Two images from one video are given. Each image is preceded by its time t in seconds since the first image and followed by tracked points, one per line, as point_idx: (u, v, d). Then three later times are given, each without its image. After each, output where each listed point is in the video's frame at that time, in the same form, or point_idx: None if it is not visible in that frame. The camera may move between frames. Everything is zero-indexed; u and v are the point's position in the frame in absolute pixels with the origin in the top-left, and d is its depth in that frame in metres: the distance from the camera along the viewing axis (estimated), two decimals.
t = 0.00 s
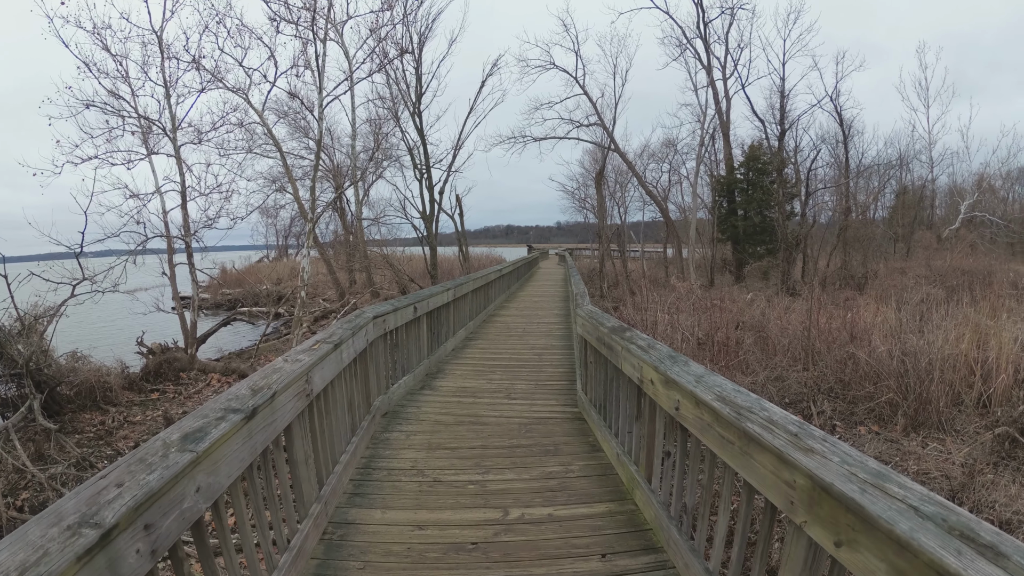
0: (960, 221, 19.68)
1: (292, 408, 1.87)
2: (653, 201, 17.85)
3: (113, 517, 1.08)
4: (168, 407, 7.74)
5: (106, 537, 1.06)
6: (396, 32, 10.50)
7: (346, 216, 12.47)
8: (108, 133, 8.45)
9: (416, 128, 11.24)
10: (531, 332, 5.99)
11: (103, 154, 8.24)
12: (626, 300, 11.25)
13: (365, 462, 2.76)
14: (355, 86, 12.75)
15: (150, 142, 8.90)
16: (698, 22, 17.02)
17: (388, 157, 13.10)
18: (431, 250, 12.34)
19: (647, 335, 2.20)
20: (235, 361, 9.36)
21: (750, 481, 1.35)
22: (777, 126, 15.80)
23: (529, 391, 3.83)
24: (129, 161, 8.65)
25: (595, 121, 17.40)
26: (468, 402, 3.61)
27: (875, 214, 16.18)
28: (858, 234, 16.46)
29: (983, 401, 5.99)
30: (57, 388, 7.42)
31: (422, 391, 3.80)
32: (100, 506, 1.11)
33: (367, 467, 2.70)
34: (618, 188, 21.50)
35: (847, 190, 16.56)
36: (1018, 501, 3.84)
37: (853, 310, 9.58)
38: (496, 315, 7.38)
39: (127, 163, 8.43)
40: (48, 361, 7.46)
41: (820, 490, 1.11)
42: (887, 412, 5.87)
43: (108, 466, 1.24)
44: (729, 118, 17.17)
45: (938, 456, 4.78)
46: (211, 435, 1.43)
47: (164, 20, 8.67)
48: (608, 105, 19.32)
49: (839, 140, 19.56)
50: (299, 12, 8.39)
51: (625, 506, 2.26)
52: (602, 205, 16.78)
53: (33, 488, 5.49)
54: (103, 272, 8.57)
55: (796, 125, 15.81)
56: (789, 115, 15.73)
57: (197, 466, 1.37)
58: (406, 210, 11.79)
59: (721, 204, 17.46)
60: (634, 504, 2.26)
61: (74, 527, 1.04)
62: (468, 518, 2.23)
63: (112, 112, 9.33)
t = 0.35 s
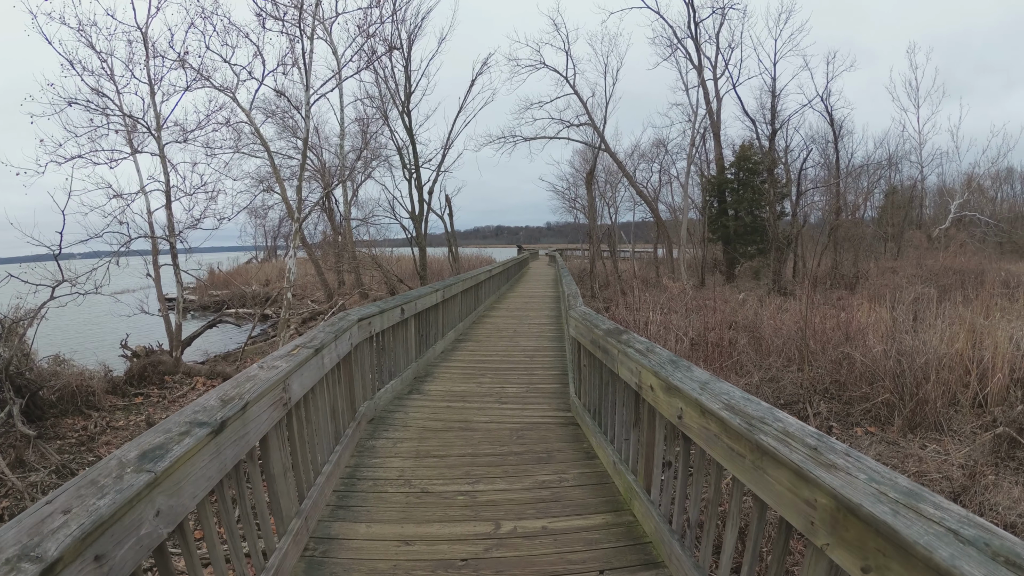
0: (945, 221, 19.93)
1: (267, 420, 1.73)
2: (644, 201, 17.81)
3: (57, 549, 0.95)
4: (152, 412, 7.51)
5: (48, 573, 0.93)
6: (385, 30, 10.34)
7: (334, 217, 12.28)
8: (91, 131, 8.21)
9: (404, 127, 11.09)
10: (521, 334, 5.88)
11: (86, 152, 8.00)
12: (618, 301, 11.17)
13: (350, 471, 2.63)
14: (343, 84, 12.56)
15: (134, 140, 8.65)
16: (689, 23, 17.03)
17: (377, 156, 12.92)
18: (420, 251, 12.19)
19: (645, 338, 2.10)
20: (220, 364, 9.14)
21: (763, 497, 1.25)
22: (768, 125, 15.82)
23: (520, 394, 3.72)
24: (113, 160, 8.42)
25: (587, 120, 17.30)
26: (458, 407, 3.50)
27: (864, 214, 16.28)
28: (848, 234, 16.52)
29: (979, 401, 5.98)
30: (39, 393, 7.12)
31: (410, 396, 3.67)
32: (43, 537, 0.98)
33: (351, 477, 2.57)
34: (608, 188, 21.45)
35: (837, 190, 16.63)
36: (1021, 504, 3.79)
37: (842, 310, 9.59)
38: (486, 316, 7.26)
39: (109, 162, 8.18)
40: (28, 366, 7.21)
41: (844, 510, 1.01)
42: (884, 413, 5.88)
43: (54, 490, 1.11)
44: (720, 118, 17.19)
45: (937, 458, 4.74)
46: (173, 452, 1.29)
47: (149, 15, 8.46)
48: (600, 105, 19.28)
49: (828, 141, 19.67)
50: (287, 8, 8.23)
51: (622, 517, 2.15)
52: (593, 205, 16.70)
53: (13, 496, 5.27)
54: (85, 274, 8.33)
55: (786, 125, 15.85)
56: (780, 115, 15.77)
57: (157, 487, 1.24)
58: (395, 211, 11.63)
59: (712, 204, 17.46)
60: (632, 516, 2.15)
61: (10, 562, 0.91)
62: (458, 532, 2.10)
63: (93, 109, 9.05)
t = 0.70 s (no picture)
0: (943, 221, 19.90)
1: (238, 437, 1.58)
2: (642, 200, 17.68)
3: None
4: (142, 416, 7.33)
5: None
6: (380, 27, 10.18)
7: (329, 216, 12.10)
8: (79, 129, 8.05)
9: (399, 126, 10.94)
10: (518, 336, 5.73)
11: (74, 151, 7.84)
12: (616, 301, 11.04)
13: (335, 485, 2.48)
14: (337, 82, 12.38)
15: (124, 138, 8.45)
16: (687, 21, 16.93)
17: (373, 155, 12.77)
18: (416, 250, 12.05)
19: (651, 345, 1.95)
20: (212, 366, 8.97)
21: (790, 532, 1.13)
22: (767, 124, 15.71)
23: (517, 400, 3.57)
24: (102, 158, 8.24)
25: (585, 119, 17.15)
26: (452, 414, 3.34)
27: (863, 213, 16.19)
28: (847, 234, 16.43)
29: (984, 404, 5.90)
30: (26, 396, 6.91)
31: (401, 402, 3.52)
32: None
33: (337, 491, 2.42)
34: (606, 188, 21.32)
35: (836, 189, 16.54)
36: None
37: (842, 310, 9.47)
38: (481, 317, 7.11)
39: (99, 160, 7.98)
40: (14, 368, 7.02)
41: (888, 555, 0.88)
42: (890, 416, 5.80)
43: None
44: (718, 117, 17.09)
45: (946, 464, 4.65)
46: (122, 481, 1.14)
47: (139, 11, 8.28)
48: (597, 104, 19.18)
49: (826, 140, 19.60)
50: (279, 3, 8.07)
51: (626, 537, 2.00)
52: (591, 204, 16.55)
53: None
54: (74, 275, 8.14)
55: (785, 124, 15.75)
56: (779, 114, 15.67)
57: (103, 523, 1.08)
58: (390, 210, 11.48)
59: (710, 203, 17.34)
60: (636, 535, 2.01)
61: None
62: (448, 555, 1.95)
63: (82, 106, 8.84)
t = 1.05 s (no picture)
0: (944, 224, 19.85)
1: (216, 464, 1.46)
2: (643, 202, 17.57)
3: None
4: (134, 422, 7.19)
5: None
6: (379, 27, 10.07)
7: (327, 218, 11.98)
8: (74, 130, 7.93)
9: (398, 127, 10.85)
10: (518, 341, 5.60)
11: (68, 152, 7.71)
12: (617, 304, 10.92)
13: (326, 505, 2.34)
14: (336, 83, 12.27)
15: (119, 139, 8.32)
16: (689, 21, 16.82)
17: (371, 157, 12.65)
18: (415, 253, 11.92)
19: (660, 361, 1.84)
20: (207, 371, 8.84)
21: None
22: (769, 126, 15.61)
23: (517, 411, 3.44)
24: (96, 160, 8.12)
25: (585, 120, 17.04)
26: (449, 425, 3.22)
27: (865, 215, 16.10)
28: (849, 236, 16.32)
29: (993, 411, 5.80)
30: (17, 402, 6.77)
31: (397, 413, 3.39)
32: None
33: (327, 512, 2.29)
34: (606, 189, 21.22)
35: (838, 191, 16.43)
36: None
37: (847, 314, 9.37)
38: (481, 321, 6.98)
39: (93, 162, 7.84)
40: (5, 373, 6.88)
41: None
42: (898, 423, 5.71)
43: None
44: (720, 118, 16.98)
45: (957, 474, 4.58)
46: (79, 524, 1.02)
47: (135, 11, 8.17)
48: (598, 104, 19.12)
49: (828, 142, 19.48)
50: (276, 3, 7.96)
51: (633, 565, 1.88)
52: (591, 206, 16.44)
53: None
54: (67, 277, 8.00)
55: (787, 126, 15.64)
56: (781, 116, 15.56)
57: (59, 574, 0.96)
58: (389, 212, 11.37)
59: (711, 205, 17.22)
60: (645, 562, 1.89)
61: None
62: None
63: (76, 106, 8.70)
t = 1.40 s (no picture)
0: (944, 224, 19.81)
1: (186, 486, 1.34)
2: (643, 202, 17.44)
3: None
4: (125, 426, 7.02)
5: None
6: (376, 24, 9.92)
7: (323, 217, 11.82)
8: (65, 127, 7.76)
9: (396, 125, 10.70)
10: (518, 344, 5.46)
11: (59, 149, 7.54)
12: (617, 305, 10.79)
13: (315, 520, 2.20)
14: (333, 80, 12.10)
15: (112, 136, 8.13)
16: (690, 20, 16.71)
17: (369, 156, 12.50)
18: (413, 253, 11.78)
19: (673, 370, 1.71)
20: (200, 373, 8.67)
21: None
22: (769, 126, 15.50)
23: (517, 417, 3.31)
24: (87, 157, 7.94)
25: (585, 120, 16.90)
26: (446, 433, 3.07)
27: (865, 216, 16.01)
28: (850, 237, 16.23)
29: (1000, 414, 5.69)
30: (5, 405, 6.60)
31: (392, 420, 3.25)
32: None
33: (316, 528, 2.15)
34: (605, 189, 21.09)
35: (838, 192, 16.34)
36: None
37: (850, 315, 9.26)
38: (478, 323, 6.84)
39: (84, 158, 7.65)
40: None
41: None
42: (906, 427, 5.60)
43: None
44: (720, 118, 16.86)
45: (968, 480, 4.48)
46: (26, 561, 0.88)
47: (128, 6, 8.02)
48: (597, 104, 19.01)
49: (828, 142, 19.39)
50: None
51: None
52: (590, 207, 16.31)
53: None
54: (57, 277, 7.82)
55: (788, 125, 15.54)
56: (782, 115, 15.45)
57: None
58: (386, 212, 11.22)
59: (711, 205, 17.07)
60: None
61: None
62: None
63: (67, 103, 8.52)
